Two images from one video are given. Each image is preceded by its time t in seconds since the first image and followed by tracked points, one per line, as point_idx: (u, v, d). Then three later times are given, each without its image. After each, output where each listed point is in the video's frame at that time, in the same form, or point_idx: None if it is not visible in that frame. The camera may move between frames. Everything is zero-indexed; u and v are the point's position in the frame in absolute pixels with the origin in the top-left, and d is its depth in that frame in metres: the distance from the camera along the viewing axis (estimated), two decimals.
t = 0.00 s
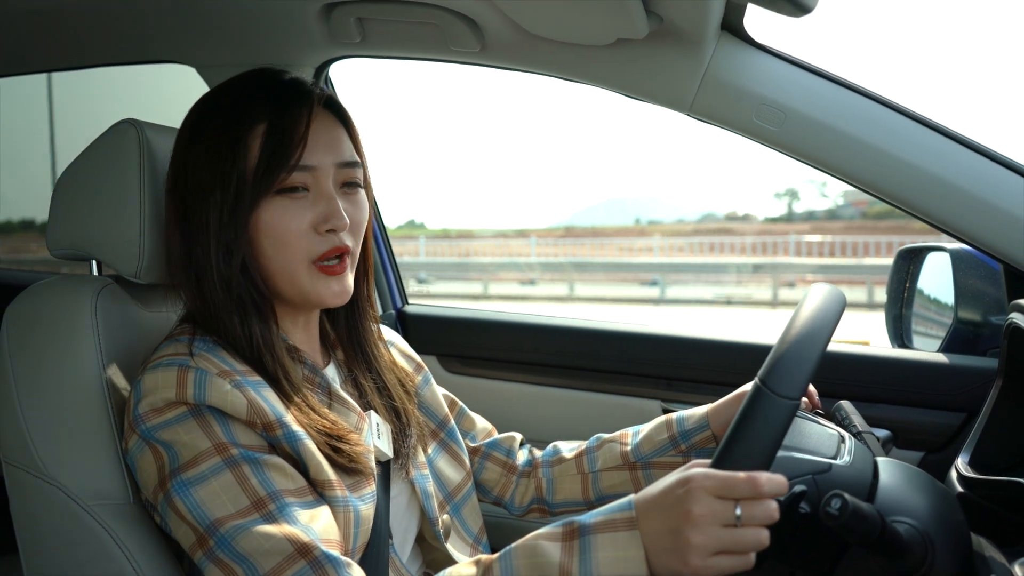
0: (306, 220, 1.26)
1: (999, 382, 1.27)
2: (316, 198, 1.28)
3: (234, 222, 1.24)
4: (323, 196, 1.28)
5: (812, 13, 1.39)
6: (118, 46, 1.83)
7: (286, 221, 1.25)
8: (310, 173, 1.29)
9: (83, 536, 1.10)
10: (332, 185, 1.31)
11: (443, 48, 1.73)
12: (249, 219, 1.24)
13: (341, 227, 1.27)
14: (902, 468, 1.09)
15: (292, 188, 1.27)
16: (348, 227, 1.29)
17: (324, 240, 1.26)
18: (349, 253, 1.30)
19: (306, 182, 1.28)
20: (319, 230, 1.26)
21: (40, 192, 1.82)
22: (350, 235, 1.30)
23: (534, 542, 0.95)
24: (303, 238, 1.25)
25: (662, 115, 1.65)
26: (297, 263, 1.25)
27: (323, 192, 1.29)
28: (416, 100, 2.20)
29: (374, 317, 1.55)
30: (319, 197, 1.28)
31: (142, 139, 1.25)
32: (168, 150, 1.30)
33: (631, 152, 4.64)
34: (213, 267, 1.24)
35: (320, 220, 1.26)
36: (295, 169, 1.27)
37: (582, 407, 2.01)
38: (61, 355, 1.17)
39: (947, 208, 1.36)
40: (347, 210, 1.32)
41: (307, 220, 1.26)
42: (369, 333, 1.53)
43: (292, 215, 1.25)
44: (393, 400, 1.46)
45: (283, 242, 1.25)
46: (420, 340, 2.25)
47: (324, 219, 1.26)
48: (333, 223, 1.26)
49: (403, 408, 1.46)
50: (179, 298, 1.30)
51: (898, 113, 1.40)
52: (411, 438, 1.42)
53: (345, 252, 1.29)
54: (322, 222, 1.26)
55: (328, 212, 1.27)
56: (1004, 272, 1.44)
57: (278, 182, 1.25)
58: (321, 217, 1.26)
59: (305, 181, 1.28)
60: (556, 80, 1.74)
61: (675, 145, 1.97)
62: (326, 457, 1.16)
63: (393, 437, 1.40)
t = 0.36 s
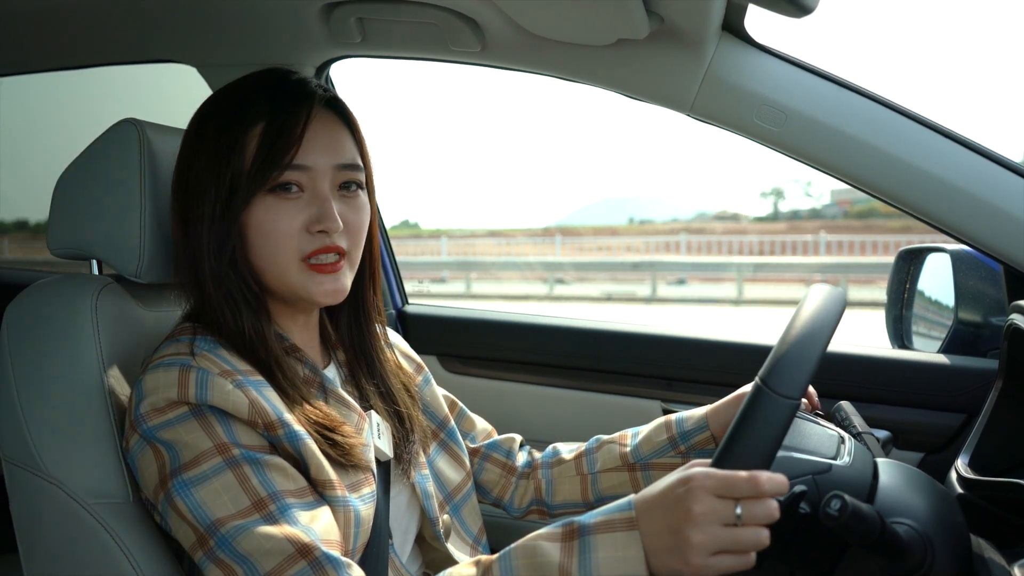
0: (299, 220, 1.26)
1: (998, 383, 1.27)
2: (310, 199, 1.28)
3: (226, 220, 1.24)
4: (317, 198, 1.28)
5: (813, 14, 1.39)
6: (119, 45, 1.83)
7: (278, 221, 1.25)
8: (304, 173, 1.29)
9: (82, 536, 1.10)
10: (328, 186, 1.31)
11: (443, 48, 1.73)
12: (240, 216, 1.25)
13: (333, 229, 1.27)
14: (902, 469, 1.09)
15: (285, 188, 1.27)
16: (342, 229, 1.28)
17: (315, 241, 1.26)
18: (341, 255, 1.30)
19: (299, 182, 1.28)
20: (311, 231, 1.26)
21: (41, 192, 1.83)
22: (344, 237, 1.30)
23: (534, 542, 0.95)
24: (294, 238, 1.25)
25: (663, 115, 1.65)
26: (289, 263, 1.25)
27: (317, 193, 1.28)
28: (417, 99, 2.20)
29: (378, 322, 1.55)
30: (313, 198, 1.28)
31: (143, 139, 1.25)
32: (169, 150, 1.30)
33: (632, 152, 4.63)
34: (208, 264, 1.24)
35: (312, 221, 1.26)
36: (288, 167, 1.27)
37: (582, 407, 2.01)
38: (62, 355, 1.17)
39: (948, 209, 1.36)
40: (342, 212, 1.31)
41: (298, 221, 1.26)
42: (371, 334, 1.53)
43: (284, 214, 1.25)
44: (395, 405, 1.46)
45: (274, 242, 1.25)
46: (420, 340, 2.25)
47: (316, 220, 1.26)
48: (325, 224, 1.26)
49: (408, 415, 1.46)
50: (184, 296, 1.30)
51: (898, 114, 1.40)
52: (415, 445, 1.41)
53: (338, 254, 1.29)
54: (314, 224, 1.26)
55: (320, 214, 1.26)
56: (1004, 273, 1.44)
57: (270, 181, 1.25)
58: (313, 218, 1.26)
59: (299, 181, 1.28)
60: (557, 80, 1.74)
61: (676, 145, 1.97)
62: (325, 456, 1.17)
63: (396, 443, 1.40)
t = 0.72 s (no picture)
0: (325, 222, 1.26)
1: (999, 382, 1.27)
2: (334, 202, 1.28)
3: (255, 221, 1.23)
4: (342, 200, 1.28)
5: (812, 13, 1.39)
6: (119, 46, 1.83)
7: (304, 222, 1.25)
8: (331, 175, 1.29)
9: (82, 536, 1.10)
10: (350, 188, 1.31)
11: (443, 48, 1.74)
12: (269, 218, 1.24)
13: (357, 232, 1.27)
14: (902, 469, 1.09)
15: (312, 190, 1.27)
16: (363, 233, 1.29)
17: (340, 243, 1.27)
18: (358, 258, 1.30)
19: (324, 184, 1.28)
20: (335, 233, 1.26)
21: (40, 192, 1.83)
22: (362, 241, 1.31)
23: (535, 539, 0.95)
24: (319, 240, 1.26)
25: (663, 115, 1.65)
26: (309, 263, 1.25)
27: (342, 196, 1.29)
28: (417, 100, 2.20)
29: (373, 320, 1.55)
30: (337, 201, 1.28)
31: (142, 139, 1.25)
32: (170, 153, 1.30)
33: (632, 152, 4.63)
34: (231, 263, 1.24)
35: (337, 223, 1.26)
36: (318, 170, 1.27)
37: (582, 407, 2.01)
38: (62, 355, 1.17)
39: (949, 208, 1.36)
40: (363, 215, 1.32)
41: (325, 222, 1.26)
42: (369, 333, 1.53)
43: (310, 216, 1.26)
44: (394, 403, 1.46)
45: (298, 242, 1.25)
46: (420, 340, 2.25)
47: (342, 222, 1.26)
48: (350, 227, 1.27)
49: (405, 412, 1.46)
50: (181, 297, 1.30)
51: (900, 114, 1.40)
52: (411, 441, 1.41)
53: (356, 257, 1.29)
54: (338, 226, 1.26)
55: (345, 216, 1.27)
56: (1004, 272, 1.44)
57: (300, 183, 1.25)
58: (338, 220, 1.26)
59: (325, 183, 1.28)
60: (557, 80, 1.74)
61: (675, 145, 1.97)
62: (327, 457, 1.16)
63: (394, 438, 1.40)
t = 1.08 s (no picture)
0: (330, 218, 1.26)
1: (998, 379, 1.28)
2: (339, 197, 1.28)
3: (261, 218, 1.23)
4: (346, 196, 1.28)
5: (812, 10, 1.39)
6: (118, 44, 1.83)
7: (309, 218, 1.25)
8: (334, 171, 1.30)
9: (82, 533, 1.10)
10: (352, 184, 1.32)
11: (442, 46, 1.73)
12: (274, 214, 1.24)
13: (360, 227, 1.28)
14: (902, 466, 1.09)
15: (316, 185, 1.27)
16: (367, 228, 1.30)
17: (342, 239, 1.27)
18: (362, 253, 1.30)
19: (328, 180, 1.29)
20: (340, 228, 1.26)
21: (40, 190, 1.82)
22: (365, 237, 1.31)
23: (536, 536, 0.95)
24: (323, 235, 1.26)
25: (663, 113, 1.65)
26: (319, 263, 1.26)
27: (346, 191, 1.29)
28: (417, 98, 2.20)
29: (371, 315, 1.55)
30: (342, 196, 1.28)
31: (142, 137, 1.25)
32: (170, 150, 1.30)
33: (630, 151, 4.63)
34: (235, 261, 1.23)
35: (341, 218, 1.26)
36: (322, 166, 1.27)
37: (582, 405, 2.01)
38: (62, 352, 1.17)
39: (948, 206, 1.36)
40: (365, 211, 1.33)
41: (329, 218, 1.26)
42: (369, 331, 1.53)
43: (315, 212, 1.26)
44: (394, 400, 1.46)
45: (303, 238, 1.25)
46: (420, 338, 2.25)
47: (346, 217, 1.27)
48: (354, 222, 1.27)
49: (404, 409, 1.46)
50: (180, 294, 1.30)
51: (900, 112, 1.40)
52: (410, 438, 1.41)
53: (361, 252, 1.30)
54: (342, 221, 1.26)
55: (350, 211, 1.27)
56: (1003, 270, 1.44)
57: (305, 179, 1.25)
58: (343, 215, 1.26)
59: (328, 179, 1.28)
60: (556, 78, 1.74)
61: (675, 143, 1.97)
62: (328, 455, 1.16)
63: (393, 437, 1.39)
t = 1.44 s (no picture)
0: (327, 218, 1.26)
1: (998, 381, 1.27)
2: (336, 198, 1.28)
3: (259, 223, 1.23)
4: (343, 195, 1.29)
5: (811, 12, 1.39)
6: (117, 47, 1.83)
7: (307, 220, 1.25)
8: (331, 170, 1.30)
9: (83, 535, 1.10)
10: (349, 182, 1.32)
11: (442, 48, 1.73)
12: (273, 219, 1.24)
13: (359, 228, 1.28)
14: (901, 468, 1.09)
15: (314, 187, 1.27)
16: (366, 227, 1.30)
17: (344, 240, 1.27)
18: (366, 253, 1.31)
19: (326, 181, 1.29)
20: (338, 230, 1.26)
21: (40, 193, 1.83)
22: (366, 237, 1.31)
23: (536, 538, 0.95)
24: (322, 237, 1.26)
25: (662, 115, 1.65)
26: (323, 262, 1.26)
27: (343, 191, 1.29)
28: (416, 100, 2.20)
29: (372, 320, 1.55)
30: (339, 196, 1.28)
31: (141, 139, 1.25)
32: (169, 153, 1.30)
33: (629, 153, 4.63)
34: (235, 264, 1.23)
35: (340, 219, 1.27)
36: (320, 166, 1.28)
37: (582, 407, 2.01)
38: (62, 355, 1.17)
39: (946, 208, 1.36)
40: (364, 211, 1.33)
41: (327, 219, 1.26)
42: (367, 332, 1.53)
43: (312, 213, 1.26)
44: (392, 400, 1.46)
45: (303, 239, 1.25)
46: (419, 341, 2.25)
47: (344, 219, 1.27)
48: (352, 223, 1.27)
49: (403, 409, 1.46)
50: (178, 296, 1.30)
51: (899, 114, 1.40)
52: (410, 437, 1.41)
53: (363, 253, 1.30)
54: (341, 222, 1.27)
55: (349, 212, 1.27)
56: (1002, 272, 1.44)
57: (303, 181, 1.25)
58: (341, 216, 1.27)
59: (326, 180, 1.29)
60: (556, 80, 1.74)
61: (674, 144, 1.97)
62: (326, 456, 1.16)
63: (393, 436, 1.40)
